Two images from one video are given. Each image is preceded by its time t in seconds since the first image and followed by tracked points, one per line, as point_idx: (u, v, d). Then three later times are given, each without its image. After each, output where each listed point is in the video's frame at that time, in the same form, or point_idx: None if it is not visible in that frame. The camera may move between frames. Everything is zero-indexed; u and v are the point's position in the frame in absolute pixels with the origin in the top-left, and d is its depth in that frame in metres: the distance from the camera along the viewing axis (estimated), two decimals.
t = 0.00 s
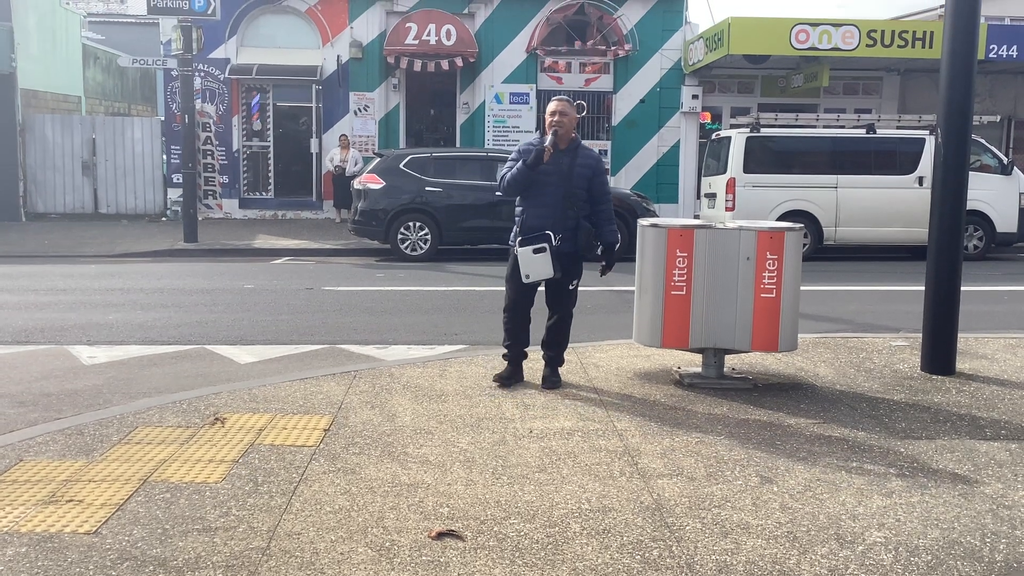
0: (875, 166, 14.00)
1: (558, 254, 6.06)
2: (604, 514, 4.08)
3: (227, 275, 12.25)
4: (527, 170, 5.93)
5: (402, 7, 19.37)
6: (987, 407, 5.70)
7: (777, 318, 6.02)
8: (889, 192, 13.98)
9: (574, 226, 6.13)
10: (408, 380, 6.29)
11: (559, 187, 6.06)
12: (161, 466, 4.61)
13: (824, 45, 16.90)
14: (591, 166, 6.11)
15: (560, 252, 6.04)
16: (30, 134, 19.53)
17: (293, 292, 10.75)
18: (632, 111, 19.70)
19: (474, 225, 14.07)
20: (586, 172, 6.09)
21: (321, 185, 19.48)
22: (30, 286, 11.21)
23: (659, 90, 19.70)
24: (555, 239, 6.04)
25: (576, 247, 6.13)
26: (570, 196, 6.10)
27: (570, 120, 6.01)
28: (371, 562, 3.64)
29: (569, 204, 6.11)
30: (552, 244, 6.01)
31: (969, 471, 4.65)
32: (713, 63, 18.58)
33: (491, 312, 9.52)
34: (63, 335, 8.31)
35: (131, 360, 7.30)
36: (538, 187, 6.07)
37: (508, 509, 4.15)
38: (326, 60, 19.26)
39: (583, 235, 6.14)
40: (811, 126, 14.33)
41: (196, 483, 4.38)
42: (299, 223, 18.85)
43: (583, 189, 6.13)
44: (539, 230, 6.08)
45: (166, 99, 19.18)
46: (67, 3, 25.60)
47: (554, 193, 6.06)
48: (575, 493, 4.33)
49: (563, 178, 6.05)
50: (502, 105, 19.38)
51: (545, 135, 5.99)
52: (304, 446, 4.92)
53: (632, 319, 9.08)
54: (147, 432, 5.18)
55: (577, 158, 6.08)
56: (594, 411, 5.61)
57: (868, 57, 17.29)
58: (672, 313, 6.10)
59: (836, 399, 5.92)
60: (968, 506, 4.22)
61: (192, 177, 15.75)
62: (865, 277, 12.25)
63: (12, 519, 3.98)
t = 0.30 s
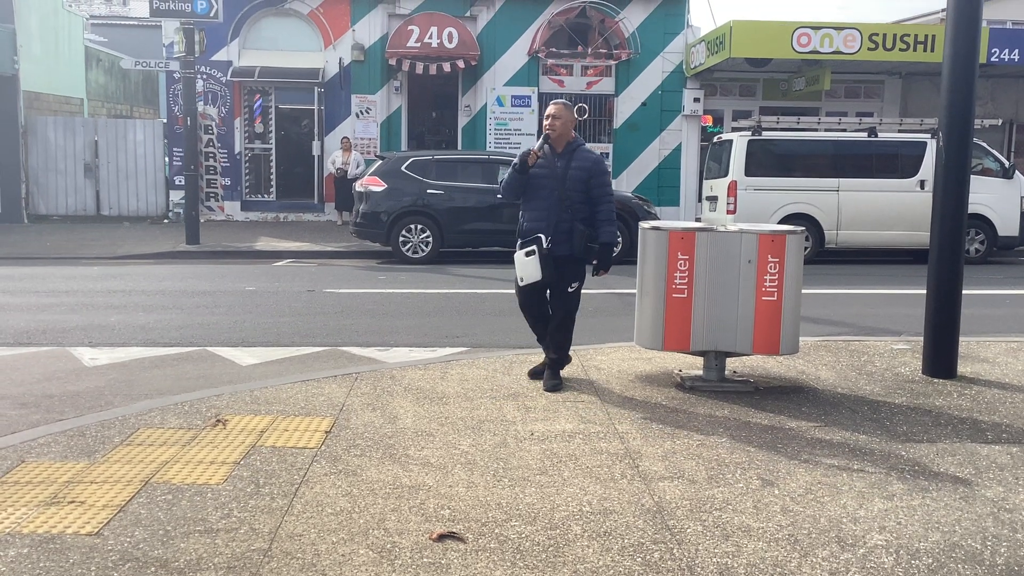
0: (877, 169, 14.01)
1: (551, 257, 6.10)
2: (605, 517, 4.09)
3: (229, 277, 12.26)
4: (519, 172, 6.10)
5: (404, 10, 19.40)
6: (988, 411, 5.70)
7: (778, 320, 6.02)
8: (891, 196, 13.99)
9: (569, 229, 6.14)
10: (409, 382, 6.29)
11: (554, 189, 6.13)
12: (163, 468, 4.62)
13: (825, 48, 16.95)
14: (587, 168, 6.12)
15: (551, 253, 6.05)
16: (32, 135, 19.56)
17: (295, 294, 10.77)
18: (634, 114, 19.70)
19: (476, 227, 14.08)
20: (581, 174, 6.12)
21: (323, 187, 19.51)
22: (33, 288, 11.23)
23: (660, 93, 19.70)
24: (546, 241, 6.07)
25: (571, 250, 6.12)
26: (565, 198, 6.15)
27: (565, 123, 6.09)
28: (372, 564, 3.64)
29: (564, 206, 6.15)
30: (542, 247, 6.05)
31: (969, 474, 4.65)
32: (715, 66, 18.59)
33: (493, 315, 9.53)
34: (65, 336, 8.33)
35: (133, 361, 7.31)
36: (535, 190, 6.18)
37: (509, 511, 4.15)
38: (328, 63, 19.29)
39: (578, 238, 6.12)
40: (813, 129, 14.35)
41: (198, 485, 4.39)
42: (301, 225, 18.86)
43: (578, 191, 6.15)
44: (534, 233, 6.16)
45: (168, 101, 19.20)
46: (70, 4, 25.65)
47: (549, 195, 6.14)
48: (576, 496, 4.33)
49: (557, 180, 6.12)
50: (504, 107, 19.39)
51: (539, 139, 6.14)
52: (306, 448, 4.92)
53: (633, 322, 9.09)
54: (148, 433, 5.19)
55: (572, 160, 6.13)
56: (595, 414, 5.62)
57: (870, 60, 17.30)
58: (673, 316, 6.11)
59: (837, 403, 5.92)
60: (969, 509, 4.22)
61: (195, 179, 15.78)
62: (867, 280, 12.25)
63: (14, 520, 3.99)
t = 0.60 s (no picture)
0: (879, 170, 13.99)
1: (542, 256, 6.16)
2: (607, 518, 4.08)
3: (230, 277, 12.26)
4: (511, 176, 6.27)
5: (405, 10, 19.40)
6: (990, 413, 5.68)
7: (780, 322, 6.01)
8: (893, 197, 13.97)
9: (558, 229, 6.16)
10: (410, 383, 6.29)
11: (544, 190, 6.19)
12: (163, 468, 4.61)
13: (828, 49, 16.94)
14: (573, 168, 6.08)
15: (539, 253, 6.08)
16: (33, 135, 19.57)
17: (295, 295, 10.76)
18: (636, 115, 19.68)
19: (477, 228, 14.08)
20: (567, 174, 6.09)
21: (325, 187, 19.52)
22: (34, 288, 11.22)
23: (662, 94, 19.69)
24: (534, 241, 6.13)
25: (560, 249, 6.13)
26: (556, 198, 6.16)
27: (554, 124, 6.12)
28: (372, 564, 3.63)
29: (554, 206, 6.17)
30: (530, 247, 6.11)
31: (973, 476, 4.63)
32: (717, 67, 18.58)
33: (494, 315, 9.52)
34: (66, 336, 8.32)
35: (133, 361, 7.31)
36: (530, 192, 6.28)
37: (510, 512, 4.14)
38: (329, 63, 19.28)
39: (565, 237, 6.12)
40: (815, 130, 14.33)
41: (199, 485, 4.38)
42: (302, 226, 18.86)
43: (566, 190, 6.12)
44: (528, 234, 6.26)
45: (169, 101, 19.21)
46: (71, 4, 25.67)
47: (541, 195, 6.21)
48: (577, 497, 4.32)
49: (547, 181, 6.16)
50: (505, 108, 19.38)
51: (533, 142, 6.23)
52: (306, 448, 4.91)
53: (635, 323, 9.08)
54: (149, 433, 5.18)
55: (562, 160, 6.14)
56: (596, 414, 5.61)
57: (872, 61, 17.28)
58: (675, 318, 6.10)
59: (840, 404, 5.90)
60: (972, 511, 4.21)
61: (196, 179, 15.78)
62: (869, 282, 12.24)
63: (14, 520, 3.98)
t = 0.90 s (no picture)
0: (880, 169, 13.98)
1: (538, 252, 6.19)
2: (607, 517, 4.07)
3: (230, 275, 12.25)
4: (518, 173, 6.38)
5: (406, 8, 19.38)
6: (991, 412, 5.68)
7: (781, 321, 6.01)
8: (894, 196, 13.96)
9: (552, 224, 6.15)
10: (411, 381, 6.28)
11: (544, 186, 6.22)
12: (163, 466, 4.61)
13: (829, 48, 16.93)
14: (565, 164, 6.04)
15: (531, 247, 6.09)
16: (34, 132, 19.57)
17: (296, 292, 10.75)
18: (637, 113, 19.67)
19: (478, 226, 14.07)
20: (561, 168, 6.07)
21: (326, 185, 19.52)
22: (35, 285, 11.22)
23: (663, 92, 19.67)
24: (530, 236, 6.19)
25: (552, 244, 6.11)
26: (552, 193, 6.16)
27: (552, 121, 6.11)
28: (372, 563, 3.63)
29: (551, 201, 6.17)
30: (524, 241, 6.17)
31: (973, 475, 4.64)
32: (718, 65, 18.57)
33: (495, 314, 9.51)
34: (66, 333, 8.31)
35: (134, 359, 7.31)
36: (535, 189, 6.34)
37: (511, 511, 4.14)
38: (329, 61, 19.26)
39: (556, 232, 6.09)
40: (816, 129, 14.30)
41: (199, 483, 4.38)
42: (302, 223, 18.86)
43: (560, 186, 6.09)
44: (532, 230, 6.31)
45: (170, 98, 19.20)
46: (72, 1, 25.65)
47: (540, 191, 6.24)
48: (577, 495, 4.32)
49: (546, 176, 6.19)
50: (506, 106, 19.37)
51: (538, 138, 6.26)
52: (307, 446, 4.91)
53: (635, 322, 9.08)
54: (149, 431, 5.17)
55: (559, 156, 6.13)
56: (597, 413, 5.61)
57: (873, 60, 17.27)
58: (675, 316, 6.09)
59: (840, 403, 5.90)
60: (972, 511, 4.20)
61: (196, 177, 15.77)
62: (870, 281, 12.24)
63: (14, 517, 3.98)
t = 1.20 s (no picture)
0: (880, 167, 13.97)
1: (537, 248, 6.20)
2: (607, 514, 4.07)
3: (230, 271, 12.24)
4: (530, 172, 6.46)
5: (406, 5, 19.35)
6: (991, 410, 5.68)
7: (781, 319, 6.00)
8: (895, 194, 13.96)
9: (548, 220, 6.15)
10: (411, 378, 6.28)
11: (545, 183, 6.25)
12: (163, 461, 4.61)
13: (830, 45, 16.90)
14: (559, 160, 6.06)
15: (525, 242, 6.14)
16: (34, 128, 19.55)
17: (296, 289, 10.74)
18: (637, 110, 19.67)
19: (477, 223, 14.07)
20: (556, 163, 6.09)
21: (325, 182, 19.51)
22: (34, 281, 11.20)
23: (664, 89, 19.66)
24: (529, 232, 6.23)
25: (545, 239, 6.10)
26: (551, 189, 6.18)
27: (556, 119, 6.16)
28: (373, 559, 3.63)
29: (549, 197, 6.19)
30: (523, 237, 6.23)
31: (974, 473, 4.64)
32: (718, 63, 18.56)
33: (495, 311, 9.51)
34: (66, 329, 8.31)
35: (134, 355, 7.30)
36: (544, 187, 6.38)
37: (511, 508, 4.14)
38: (329, 58, 19.25)
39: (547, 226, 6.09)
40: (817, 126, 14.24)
41: (199, 479, 4.37)
42: (302, 220, 18.84)
43: (553, 182, 6.11)
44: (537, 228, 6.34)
45: (170, 94, 19.18)
46: None
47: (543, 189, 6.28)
48: (578, 492, 4.32)
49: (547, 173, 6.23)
50: (506, 103, 19.37)
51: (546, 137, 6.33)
52: (307, 442, 4.91)
53: (635, 319, 9.07)
54: (149, 427, 5.17)
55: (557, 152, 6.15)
56: (597, 410, 5.61)
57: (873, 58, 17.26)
58: (675, 314, 6.09)
59: (840, 401, 5.91)
60: (972, 508, 4.20)
61: (196, 173, 15.75)
62: (870, 279, 12.23)
63: (14, 512, 3.97)
